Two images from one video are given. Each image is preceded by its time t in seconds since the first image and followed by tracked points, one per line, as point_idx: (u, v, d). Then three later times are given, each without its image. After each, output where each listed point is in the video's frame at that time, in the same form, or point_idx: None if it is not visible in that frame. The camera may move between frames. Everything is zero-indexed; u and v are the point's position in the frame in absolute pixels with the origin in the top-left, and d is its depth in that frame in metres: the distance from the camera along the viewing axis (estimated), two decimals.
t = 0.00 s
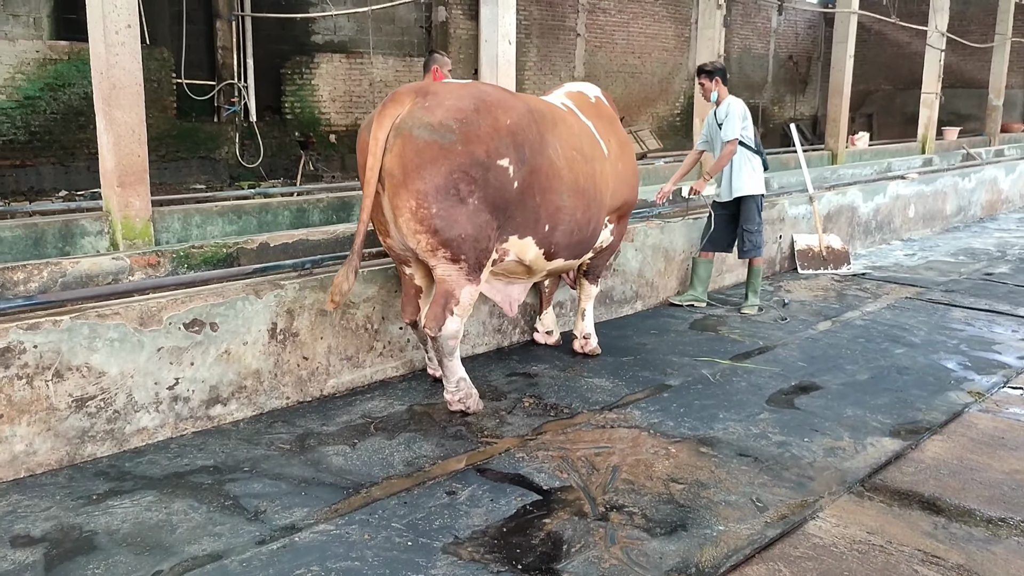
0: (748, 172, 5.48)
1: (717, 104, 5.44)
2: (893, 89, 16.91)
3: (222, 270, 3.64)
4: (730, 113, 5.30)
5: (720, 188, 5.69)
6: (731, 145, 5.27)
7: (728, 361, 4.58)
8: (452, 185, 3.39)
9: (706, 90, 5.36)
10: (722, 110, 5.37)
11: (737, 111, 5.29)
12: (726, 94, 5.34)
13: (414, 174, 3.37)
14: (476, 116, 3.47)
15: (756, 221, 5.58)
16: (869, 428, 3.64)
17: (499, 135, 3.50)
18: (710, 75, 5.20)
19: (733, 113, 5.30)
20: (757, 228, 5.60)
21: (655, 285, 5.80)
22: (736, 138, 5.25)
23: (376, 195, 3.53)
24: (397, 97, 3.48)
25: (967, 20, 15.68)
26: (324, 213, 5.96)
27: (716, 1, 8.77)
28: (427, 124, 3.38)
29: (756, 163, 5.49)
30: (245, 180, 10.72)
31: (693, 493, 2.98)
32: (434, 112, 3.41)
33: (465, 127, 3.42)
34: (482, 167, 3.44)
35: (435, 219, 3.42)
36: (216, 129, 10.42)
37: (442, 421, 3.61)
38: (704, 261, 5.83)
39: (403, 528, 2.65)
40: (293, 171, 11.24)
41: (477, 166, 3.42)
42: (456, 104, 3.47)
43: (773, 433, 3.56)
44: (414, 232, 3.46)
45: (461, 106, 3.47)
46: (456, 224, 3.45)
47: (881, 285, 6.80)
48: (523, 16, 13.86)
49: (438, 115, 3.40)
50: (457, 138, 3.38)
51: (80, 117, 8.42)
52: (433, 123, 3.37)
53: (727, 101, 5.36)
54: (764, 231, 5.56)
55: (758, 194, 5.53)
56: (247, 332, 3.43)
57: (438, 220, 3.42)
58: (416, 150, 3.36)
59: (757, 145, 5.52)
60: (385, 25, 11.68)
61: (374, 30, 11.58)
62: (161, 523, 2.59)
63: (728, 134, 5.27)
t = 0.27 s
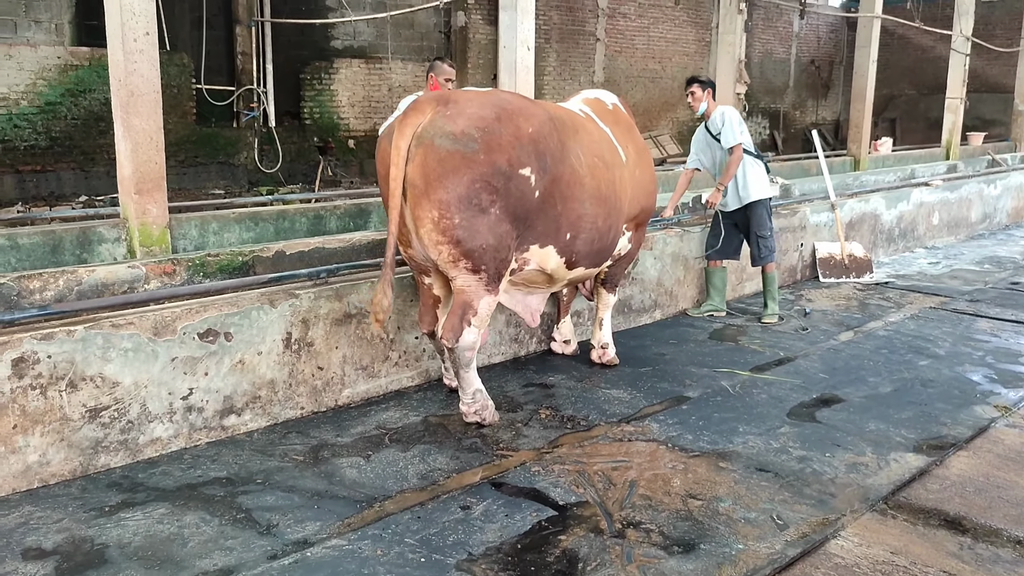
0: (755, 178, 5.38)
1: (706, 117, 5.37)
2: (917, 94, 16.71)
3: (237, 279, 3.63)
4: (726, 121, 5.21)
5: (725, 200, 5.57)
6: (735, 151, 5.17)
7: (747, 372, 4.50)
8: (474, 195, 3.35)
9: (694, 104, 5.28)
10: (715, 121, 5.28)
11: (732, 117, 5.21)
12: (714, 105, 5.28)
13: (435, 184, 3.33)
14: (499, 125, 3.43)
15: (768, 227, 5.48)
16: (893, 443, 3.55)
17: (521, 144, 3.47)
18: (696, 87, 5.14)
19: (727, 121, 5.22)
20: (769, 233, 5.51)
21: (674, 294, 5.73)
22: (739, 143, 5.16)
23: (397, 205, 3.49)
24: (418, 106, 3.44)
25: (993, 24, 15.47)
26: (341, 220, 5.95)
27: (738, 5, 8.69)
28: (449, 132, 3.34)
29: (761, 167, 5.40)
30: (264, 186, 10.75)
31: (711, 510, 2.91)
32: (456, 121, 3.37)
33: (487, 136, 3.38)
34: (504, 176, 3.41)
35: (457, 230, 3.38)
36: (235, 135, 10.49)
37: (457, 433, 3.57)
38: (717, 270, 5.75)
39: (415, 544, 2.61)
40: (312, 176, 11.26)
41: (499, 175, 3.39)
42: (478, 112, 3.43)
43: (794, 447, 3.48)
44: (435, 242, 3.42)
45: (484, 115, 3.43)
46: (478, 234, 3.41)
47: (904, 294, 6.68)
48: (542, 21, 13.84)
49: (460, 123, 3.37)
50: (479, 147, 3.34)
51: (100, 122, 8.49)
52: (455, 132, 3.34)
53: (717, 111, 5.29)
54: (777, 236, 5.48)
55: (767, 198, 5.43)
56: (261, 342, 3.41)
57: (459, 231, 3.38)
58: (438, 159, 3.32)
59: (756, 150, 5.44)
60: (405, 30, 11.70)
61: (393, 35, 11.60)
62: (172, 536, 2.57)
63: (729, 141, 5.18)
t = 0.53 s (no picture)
0: (756, 179, 5.41)
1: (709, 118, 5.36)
2: (939, 98, 16.53)
3: (249, 285, 3.64)
4: (729, 122, 5.20)
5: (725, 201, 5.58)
6: (737, 152, 5.17)
7: (762, 381, 4.44)
8: (487, 203, 3.33)
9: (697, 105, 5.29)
10: (718, 122, 5.28)
11: (735, 118, 5.21)
12: (716, 105, 5.27)
13: (449, 192, 3.31)
14: (513, 133, 3.40)
15: (771, 228, 5.48)
16: (909, 455, 3.48)
17: (535, 152, 3.44)
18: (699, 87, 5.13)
19: (731, 121, 5.21)
20: (773, 235, 5.51)
21: (689, 301, 5.68)
22: (740, 144, 5.15)
23: (410, 213, 3.48)
24: (432, 113, 3.42)
25: (1017, 28, 15.28)
26: (356, 226, 5.95)
27: (756, 10, 8.63)
28: (462, 140, 3.31)
29: (762, 168, 5.42)
30: (282, 191, 10.79)
31: (723, 522, 2.87)
32: (470, 129, 3.35)
33: (501, 143, 3.35)
34: (518, 185, 3.38)
35: (469, 238, 3.36)
36: (253, 140, 10.54)
37: (467, 441, 3.55)
38: (732, 277, 5.72)
39: (422, 554, 2.59)
40: (329, 180, 11.36)
41: (513, 184, 3.36)
42: (493, 120, 3.40)
43: (808, 458, 3.43)
44: (447, 250, 3.40)
45: (498, 122, 3.40)
46: (490, 242, 3.39)
47: (924, 302, 6.58)
48: (560, 26, 13.82)
49: (474, 130, 3.34)
50: (493, 155, 3.32)
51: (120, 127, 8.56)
52: (469, 140, 3.31)
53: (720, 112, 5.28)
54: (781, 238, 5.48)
55: (769, 199, 5.45)
56: (272, 348, 3.40)
57: (472, 239, 3.36)
58: (451, 167, 3.30)
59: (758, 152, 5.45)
60: (422, 36, 11.75)
61: (411, 40, 11.65)
62: (179, 544, 2.56)
63: (730, 142, 5.18)
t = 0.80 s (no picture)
0: (766, 184, 5.37)
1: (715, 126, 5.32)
2: (961, 103, 16.35)
3: (256, 292, 3.63)
4: (734, 129, 5.16)
5: (736, 207, 5.55)
6: (742, 158, 5.13)
7: (775, 391, 4.37)
8: (494, 210, 3.30)
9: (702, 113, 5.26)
10: (723, 129, 5.24)
11: (741, 124, 5.15)
12: (722, 113, 5.22)
13: (456, 199, 3.28)
14: (521, 139, 3.37)
15: (781, 234, 5.42)
16: (925, 467, 3.41)
17: (544, 157, 3.41)
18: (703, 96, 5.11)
19: (737, 128, 5.16)
20: (783, 240, 5.44)
21: (702, 309, 5.61)
22: (745, 149, 5.10)
23: (417, 219, 3.45)
24: (439, 119, 3.40)
25: None
26: (367, 231, 5.95)
27: (772, 15, 8.56)
28: (470, 146, 3.29)
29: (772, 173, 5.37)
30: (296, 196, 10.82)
31: (731, 534, 2.81)
32: (477, 135, 3.32)
33: (509, 150, 3.32)
34: (526, 191, 3.35)
35: (477, 245, 3.33)
36: (267, 145, 10.57)
37: (474, 449, 3.51)
38: (746, 284, 5.64)
39: (424, 565, 2.55)
40: (344, 187, 11.35)
41: (521, 190, 3.33)
42: (500, 125, 3.38)
43: (820, 470, 3.36)
44: (454, 257, 3.37)
45: (505, 128, 3.37)
46: (498, 249, 3.36)
47: (942, 311, 6.48)
48: (576, 31, 13.78)
49: (481, 137, 3.31)
50: (501, 161, 3.29)
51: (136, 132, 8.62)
52: (476, 146, 3.28)
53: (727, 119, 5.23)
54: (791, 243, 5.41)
55: (779, 204, 5.39)
56: (278, 355, 3.39)
57: (479, 246, 3.33)
58: (459, 173, 3.27)
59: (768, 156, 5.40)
60: (438, 41, 11.76)
61: (426, 45, 11.66)
62: (179, 552, 2.55)
63: (736, 149, 5.13)
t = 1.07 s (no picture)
0: (776, 186, 5.32)
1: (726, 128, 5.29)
2: (978, 107, 16.20)
3: (263, 290, 3.63)
4: (742, 132, 5.12)
5: (745, 209, 5.51)
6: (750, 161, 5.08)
7: (785, 393, 4.33)
8: (503, 209, 3.27)
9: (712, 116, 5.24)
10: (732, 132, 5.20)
11: (749, 127, 5.12)
12: (732, 116, 5.19)
13: (464, 197, 3.26)
14: (530, 137, 3.36)
15: (786, 235, 5.35)
16: (936, 471, 3.36)
17: (553, 156, 3.39)
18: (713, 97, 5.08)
19: (745, 131, 5.12)
20: (788, 243, 5.37)
21: (713, 310, 5.57)
22: (752, 153, 5.06)
23: (425, 219, 3.43)
24: (448, 118, 3.38)
25: None
26: (377, 232, 5.95)
27: (787, 16, 8.51)
28: (479, 145, 3.27)
29: (781, 175, 5.32)
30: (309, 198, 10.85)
31: (738, 536, 2.78)
32: (486, 134, 3.30)
33: (518, 148, 3.30)
34: (535, 189, 3.32)
35: (485, 244, 3.30)
36: (281, 147, 10.63)
37: (479, 449, 3.49)
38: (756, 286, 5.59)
39: (426, 565, 2.53)
40: (356, 188, 11.39)
41: (530, 189, 3.31)
42: (510, 124, 3.36)
43: (829, 472, 3.32)
44: (462, 256, 3.35)
45: (515, 127, 3.36)
46: (506, 248, 3.33)
47: (957, 314, 6.40)
48: (590, 34, 13.75)
49: (491, 135, 3.29)
50: (509, 159, 3.27)
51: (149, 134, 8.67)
52: (485, 145, 3.27)
53: (737, 121, 5.20)
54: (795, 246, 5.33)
55: (789, 207, 5.33)
56: (284, 353, 3.38)
57: (487, 245, 3.30)
58: (468, 172, 3.26)
59: (778, 159, 5.35)
60: (451, 43, 11.76)
61: (439, 48, 11.65)
62: (181, 550, 2.54)
63: (743, 152, 5.09)
